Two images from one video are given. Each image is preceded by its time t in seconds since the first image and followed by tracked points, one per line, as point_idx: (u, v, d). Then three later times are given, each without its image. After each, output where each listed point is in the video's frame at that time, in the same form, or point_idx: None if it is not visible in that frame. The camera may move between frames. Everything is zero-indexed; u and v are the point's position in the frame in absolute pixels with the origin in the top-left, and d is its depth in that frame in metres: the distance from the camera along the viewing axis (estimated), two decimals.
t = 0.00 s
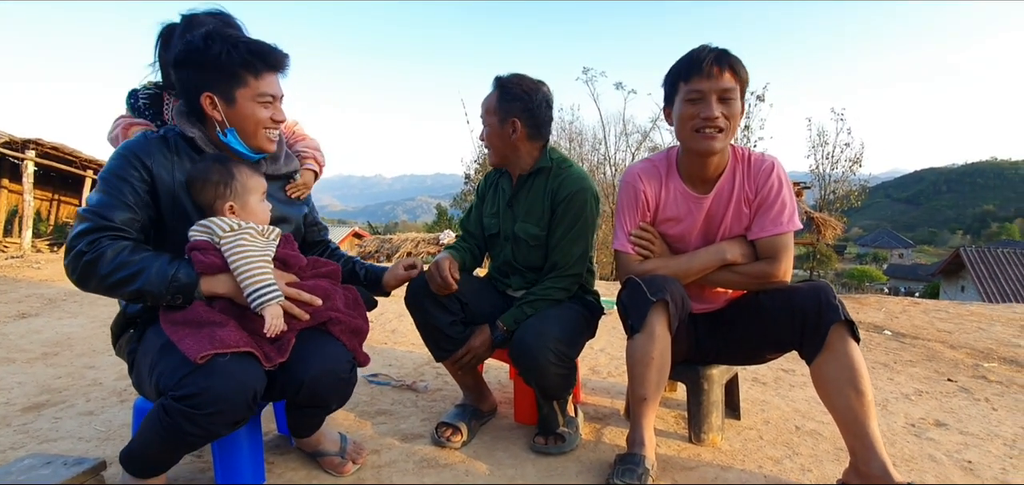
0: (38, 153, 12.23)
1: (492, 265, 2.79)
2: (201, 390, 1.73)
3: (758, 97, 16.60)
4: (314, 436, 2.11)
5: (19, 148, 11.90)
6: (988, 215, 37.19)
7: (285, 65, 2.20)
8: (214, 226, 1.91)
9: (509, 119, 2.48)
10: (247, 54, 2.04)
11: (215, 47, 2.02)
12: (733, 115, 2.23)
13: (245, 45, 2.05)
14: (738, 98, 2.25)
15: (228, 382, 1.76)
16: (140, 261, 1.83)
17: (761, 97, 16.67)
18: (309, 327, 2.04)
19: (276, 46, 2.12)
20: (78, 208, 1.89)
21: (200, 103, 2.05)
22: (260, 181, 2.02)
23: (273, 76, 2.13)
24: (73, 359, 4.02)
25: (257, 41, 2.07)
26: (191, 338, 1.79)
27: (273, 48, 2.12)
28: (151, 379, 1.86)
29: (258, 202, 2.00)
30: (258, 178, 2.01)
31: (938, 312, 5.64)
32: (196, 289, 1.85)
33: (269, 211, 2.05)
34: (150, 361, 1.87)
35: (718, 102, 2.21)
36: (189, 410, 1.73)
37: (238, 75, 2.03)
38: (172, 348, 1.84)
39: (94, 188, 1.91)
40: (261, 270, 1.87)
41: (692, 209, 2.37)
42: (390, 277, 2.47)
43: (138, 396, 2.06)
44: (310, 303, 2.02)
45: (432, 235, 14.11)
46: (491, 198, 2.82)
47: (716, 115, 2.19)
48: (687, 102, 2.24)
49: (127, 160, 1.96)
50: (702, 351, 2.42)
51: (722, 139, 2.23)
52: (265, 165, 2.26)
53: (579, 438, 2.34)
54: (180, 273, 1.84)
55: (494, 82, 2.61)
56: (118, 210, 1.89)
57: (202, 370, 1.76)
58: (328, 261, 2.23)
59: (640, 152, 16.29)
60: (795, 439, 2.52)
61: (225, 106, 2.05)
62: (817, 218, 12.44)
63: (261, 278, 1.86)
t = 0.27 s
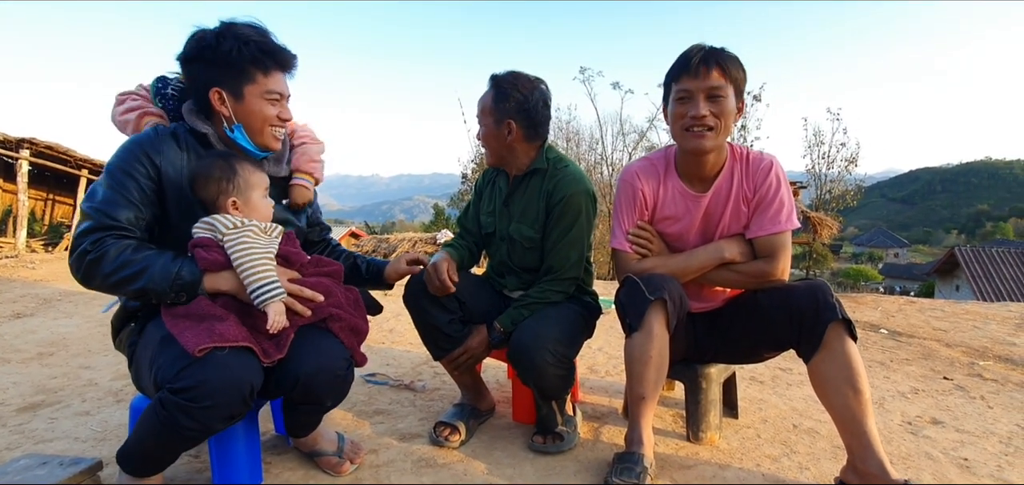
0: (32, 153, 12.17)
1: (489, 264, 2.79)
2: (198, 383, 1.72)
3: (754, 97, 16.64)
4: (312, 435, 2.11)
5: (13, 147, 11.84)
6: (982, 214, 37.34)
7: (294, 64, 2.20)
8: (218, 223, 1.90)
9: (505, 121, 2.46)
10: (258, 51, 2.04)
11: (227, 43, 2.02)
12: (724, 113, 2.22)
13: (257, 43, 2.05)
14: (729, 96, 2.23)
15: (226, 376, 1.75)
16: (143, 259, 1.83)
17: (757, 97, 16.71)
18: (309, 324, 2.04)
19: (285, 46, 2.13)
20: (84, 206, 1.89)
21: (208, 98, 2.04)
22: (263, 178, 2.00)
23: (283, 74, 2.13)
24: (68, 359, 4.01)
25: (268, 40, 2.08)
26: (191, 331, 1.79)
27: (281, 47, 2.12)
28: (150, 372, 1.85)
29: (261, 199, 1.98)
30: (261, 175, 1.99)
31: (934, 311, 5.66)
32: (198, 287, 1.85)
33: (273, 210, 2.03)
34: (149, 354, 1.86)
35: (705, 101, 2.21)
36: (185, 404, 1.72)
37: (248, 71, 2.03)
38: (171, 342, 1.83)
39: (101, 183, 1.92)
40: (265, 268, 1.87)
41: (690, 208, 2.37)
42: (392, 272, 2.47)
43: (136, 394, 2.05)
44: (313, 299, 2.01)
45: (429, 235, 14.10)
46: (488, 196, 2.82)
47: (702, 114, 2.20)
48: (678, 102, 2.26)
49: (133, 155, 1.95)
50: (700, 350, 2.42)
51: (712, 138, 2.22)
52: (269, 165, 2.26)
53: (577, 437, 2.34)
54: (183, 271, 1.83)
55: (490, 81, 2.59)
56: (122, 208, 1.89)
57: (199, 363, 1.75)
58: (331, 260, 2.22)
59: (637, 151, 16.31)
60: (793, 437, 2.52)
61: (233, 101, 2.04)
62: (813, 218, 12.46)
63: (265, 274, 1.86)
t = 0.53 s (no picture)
0: (28, 154, 12.14)
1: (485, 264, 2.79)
2: (198, 400, 1.72)
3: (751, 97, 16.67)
4: (310, 436, 2.11)
5: (9, 148, 11.81)
6: (979, 213, 37.44)
7: (296, 65, 2.19)
8: (218, 229, 1.90)
9: (502, 122, 2.46)
10: (259, 53, 2.04)
11: (228, 45, 2.02)
12: (704, 117, 2.20)
13: (257, 45, 2.05)
14: (713, 99, 2.19)
15: (226, 391, 1.75)
16: (142, 268, 1.83)
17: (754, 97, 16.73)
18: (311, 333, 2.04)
19: (287, 46, 2.12)
20: (78, 212, 1.87)
21: (210, 102, 2.04)
22: (267, 183, 2.02)
23: (284, 76, 2.13)
24: (65, 361, 4.00)
25: (268, 42, 2.08)
26: (191, 346, 1.78)
27: (283, 48, 2.11)
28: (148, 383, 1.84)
29: (267, 203, 2.00)
30: (267, 180, 2.01)
31: (931, 310, 5.67)
32: (200, 295, 1.85)
33: (275, 214, 2.05)
34: (147, 365, 1.86)
35: (684, 106, 2.21)
36: (185, 420, 1.72)
37: (249, 74, 2.02)
38: (171, 353, 1.82)
39: (95, 188, 1.89)
40: (267, 276, 1.85)
41: (688, 207, 2.37)
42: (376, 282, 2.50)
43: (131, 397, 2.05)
44: (314, 309, 2.00)
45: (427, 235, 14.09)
46: (485, 196, 2.82)
47: (680, 120, 2.21)
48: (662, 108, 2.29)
49: (130, 159, 1.93)
50: (698, 349, 2.42)
51: (693, 142, 2.22)
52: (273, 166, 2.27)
53: (576, 437, 2.34)
54: (183, 280, 1.83)
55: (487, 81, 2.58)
56: (117, 215, 1.87)
57: (200, 379, 1.74)
58: (333, 268, 2.21)
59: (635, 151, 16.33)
60: (791, 437, 2.53)
61: (235, 105, 2.03)
62: (810, 218, 12.48)
63: (267, 283, 1.84)
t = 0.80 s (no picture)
0: (26, 155, 12.12)
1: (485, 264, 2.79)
2: (186, 396, 1.71)
3: (749, 98, 16.69)
4: (308, 438, 2.11)
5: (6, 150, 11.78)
6: (976, 214, 37.51)
7: (291, 67, 2.17)
8: (215, 235, 1.90)
9: (498, 122, 2.46)
10: (252, 58, 2.02)
11: (220, 50, 1.99)
12: (693, 120, 2.20)
13: (251, 49, 2.03)
14: (701, 102, 2.19)
15: (215, 388, 1.74)
16: (133, 278, 1.83)
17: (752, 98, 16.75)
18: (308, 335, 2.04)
19: (281, 49, 2.10)
20: (69, 221, 1.88)
21: (203, 108, 2.03)
22: (280, 192, 2.00)
23: (278, 79, 2.11)
24: (62, 363, 3.99)
25: (261, 45, 2.05)
26: (183, 342, 1.78)
27: (277, 51, 2.09)
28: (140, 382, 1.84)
29: (272, 214, 1.98)
30: (278, 189, 1.99)
31: (928, 310, 5.68)
32: (194, 302, 1.85)
33: (281, 223, 2.02)
34: (139, 364, 1.85)
35: (672, 110, 2.22)
36: (173, 416, 1.72)
37: (242, 79, 2.01)
38: (162, 351, 1.82)
39: (84, 197, 1.89)
40: (255, 288, 1.84)
41: (684, 209, 2.37)
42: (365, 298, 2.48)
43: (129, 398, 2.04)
44: (309, 312, 2.01)
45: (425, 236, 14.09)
46: (484, 196, 2.82)
47: (668, 124, 2.22)
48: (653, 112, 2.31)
49: (118, 166, 1.92)
50: (697, 350, 2.43)
51: (683, 146, 2.24)
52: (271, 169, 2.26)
53: (573, 438, 2.34)
54: (176, 287, 1.84)
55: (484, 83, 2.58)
56: (108, 223, 1.87)
57: (190, 376, 1.74)
58: (329, 271, 2.20)
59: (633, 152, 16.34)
60: (789, 437, 2.53)
61: (228, 111, 2.03)
62: (809, 218, 12.50)
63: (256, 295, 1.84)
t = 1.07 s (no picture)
0: (24, 156, 12.11)
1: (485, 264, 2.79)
2: (192, 409, 1.71)
3: (748, 99, 16.71)
4: (308, 439, 2.10)
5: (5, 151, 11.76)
6: (975, 214, 37.56)
7: (292, 70, 2.17)
8: (216, 239, 1.89)
9: (494, 121, 2.47)
10: (256, 62, 2.02)
11: (225, 54, 1.99)
12: (685, 124, 2.21)
13: (256, 53, 2.03)
14: (692, 105, 2.20)
15: (222, 400, 1.74)
16: (132, 285, 1.83)
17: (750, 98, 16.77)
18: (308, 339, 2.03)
19: (283, 53, 2.10)
20: (63, 230, 1.86)
21: (206, 112, 2.02)
22: (279, 193, 2.00)
23: (280, 83, 2.11)
24: (60, 365, 3.98)
25: (264, 49, 2.05)
26: (186, 354, 1.78)
27: (280, 55, 2.09)
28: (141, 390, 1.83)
29: (274, 216, 1.99)
30: (278, 190, 1.99)
31: (927, 310, 5.69)
32: (195, 308, 1.85)
33: (283, 226, 2.03)
34: (140, 373, 1.84)
35: (664, 114, 2.23)
36: (181, 430, 1.72)
37: (246, 83, 2.00)
38: (164, 360, 1.82)
39: (78, 204, 1.88)
40: (256, 290, 1.84)
41: (682, 210, 2.38)
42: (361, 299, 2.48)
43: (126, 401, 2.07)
44: (310, 314, 2.00)
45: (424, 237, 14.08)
46: (482, 196, 2.82)
47: (660, 128, 2.23)
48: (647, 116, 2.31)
49: (112, 172, 1.91)
50: (696, 350, 2.43)
51: (676, 149, 2.24)
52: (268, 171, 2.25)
53: (573, 439, 2.33)
54: (176, 294, 1.83)
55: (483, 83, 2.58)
56: (104, 231, 1.86)
57: (196, 389, 1.73)
58: (329, 273, 2.20)
59: (632, 153, 16.35)
60: (788, 437, 2.53)
61: (230, 115, 2.02)
62: (807, 218, 12.51)
63: (258, 298, 1.83)
